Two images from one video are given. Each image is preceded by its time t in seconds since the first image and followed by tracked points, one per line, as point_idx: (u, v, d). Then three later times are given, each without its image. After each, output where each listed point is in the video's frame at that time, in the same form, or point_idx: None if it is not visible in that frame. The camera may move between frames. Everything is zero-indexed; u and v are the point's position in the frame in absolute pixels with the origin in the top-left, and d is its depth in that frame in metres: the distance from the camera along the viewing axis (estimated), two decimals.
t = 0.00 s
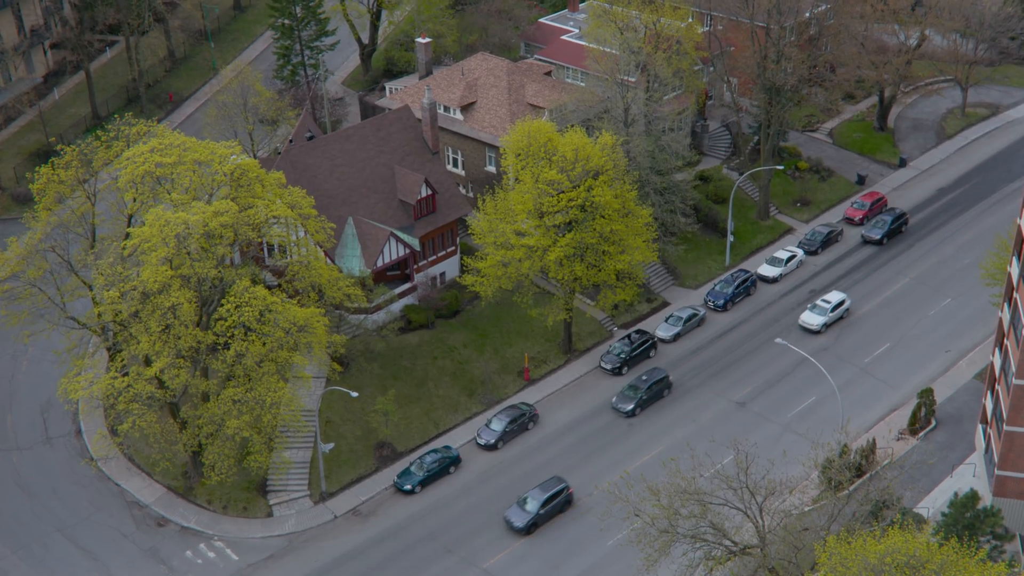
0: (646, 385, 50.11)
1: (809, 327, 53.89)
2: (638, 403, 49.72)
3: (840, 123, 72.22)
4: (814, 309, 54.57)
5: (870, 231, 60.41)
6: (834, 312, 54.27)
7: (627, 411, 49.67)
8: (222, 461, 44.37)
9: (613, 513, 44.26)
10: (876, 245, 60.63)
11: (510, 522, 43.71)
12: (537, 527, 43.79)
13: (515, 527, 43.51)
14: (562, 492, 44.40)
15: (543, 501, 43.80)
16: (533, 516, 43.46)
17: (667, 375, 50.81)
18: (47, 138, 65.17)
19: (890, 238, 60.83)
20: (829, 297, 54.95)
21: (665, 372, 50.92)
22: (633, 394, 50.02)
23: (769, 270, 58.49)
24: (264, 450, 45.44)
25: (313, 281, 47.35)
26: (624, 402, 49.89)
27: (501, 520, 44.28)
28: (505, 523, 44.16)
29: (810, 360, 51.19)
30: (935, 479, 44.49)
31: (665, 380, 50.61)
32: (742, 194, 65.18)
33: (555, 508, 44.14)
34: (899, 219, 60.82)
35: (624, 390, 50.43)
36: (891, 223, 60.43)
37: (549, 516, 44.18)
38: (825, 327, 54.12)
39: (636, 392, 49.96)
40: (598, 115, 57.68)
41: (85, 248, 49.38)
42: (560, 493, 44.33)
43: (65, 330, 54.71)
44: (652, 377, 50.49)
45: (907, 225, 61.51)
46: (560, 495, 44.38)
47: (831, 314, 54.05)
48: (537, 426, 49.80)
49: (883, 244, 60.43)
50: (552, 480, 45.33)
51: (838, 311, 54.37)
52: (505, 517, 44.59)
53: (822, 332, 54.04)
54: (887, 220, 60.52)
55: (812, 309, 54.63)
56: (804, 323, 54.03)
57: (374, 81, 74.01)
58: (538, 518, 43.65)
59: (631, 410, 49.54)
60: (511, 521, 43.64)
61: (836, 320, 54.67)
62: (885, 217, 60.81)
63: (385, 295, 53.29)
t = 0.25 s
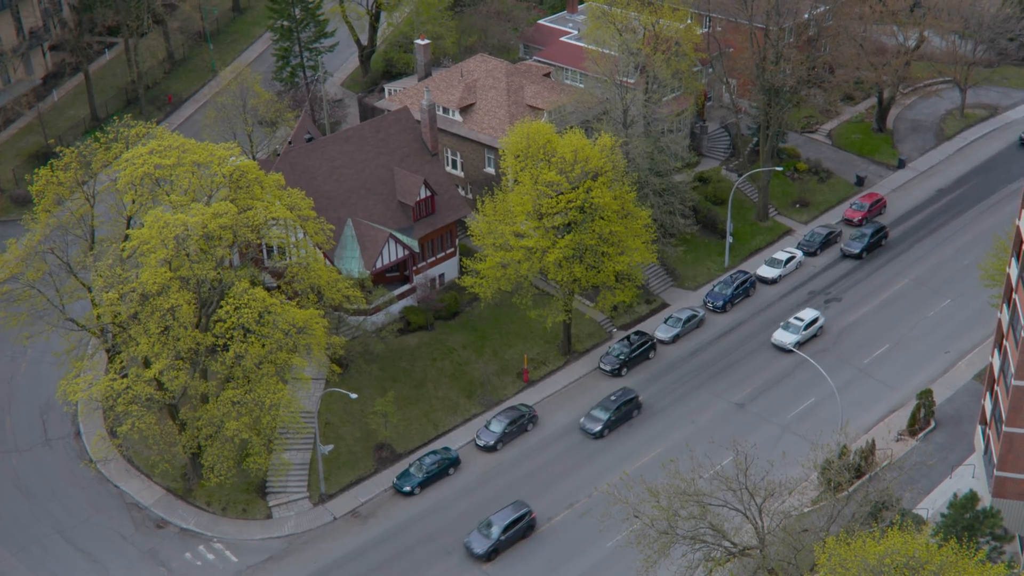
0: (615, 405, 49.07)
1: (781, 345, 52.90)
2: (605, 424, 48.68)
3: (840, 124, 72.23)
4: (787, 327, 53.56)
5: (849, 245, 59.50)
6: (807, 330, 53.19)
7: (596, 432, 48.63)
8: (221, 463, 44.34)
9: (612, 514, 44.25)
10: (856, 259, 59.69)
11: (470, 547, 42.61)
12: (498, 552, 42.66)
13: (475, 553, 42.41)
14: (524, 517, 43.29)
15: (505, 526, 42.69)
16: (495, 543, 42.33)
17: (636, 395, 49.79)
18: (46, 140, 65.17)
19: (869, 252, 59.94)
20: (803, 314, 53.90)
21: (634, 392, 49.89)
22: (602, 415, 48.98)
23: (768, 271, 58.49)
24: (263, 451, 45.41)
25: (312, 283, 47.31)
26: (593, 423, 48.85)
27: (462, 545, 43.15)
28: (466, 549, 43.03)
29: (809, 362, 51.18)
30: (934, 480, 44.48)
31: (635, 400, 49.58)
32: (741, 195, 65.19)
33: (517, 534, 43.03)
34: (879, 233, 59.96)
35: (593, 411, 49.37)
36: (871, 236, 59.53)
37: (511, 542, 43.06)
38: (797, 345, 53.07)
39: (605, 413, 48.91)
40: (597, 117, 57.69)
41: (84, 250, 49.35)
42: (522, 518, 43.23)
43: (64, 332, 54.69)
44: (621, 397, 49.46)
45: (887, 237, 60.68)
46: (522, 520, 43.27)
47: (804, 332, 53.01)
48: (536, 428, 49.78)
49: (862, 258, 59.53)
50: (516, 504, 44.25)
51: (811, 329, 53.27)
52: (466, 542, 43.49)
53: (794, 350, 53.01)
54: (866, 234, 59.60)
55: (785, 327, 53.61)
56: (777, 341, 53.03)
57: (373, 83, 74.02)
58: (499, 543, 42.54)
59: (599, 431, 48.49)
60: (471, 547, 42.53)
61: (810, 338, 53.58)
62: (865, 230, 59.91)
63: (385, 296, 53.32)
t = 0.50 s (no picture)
0: (584, 425, 48.05)
1: (755, 364, 52.05)
2: (573, 445, 47.63)
3: (839, 124, 72.26)
4: (761, 344, 52.70)
5: (829, 258, 58.70)
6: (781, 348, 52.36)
7: (563, 453, 47.56)
8: (221, 463, 44.33)
9: (612, 514, 44.25)
10: (835, 272, 58.86)
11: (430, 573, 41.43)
12: None
13: None
14: (485, 542, 42.14)
15: (466, 551, 41.50)
16: (455, 568, 41.18)
17: (605, 415, 48.80)
18: (45, 141, 65.19)
19: (849, 265, 59.06)
20: (777, 332, 53.17)
21: (602, 412, 48.88)
22: (570, 435, 47.92)
23: (769, 271, 58.51)
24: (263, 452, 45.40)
25: (311, 284, 47.32)
26: (560, 444, 47.77)
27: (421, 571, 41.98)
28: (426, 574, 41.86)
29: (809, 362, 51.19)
30: (934, 480, 44.48)
31: (603, 420, 48.55)
32: (741, 196, 65.23)
33: (478, 559, 41.88)
34: (859, 245, 59.13)
35: (560, 431, 48.31)
36: (851, 249, 58.70)
37: (473, 567, 41.92)
38: (772, 363, 52.22)
39: (572, 433, 47.84)
40: (596, 117, 57.71)
41: (83, 251, 49.34)
42: (483, 543, 42.07)
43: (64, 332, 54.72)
44: (589, 417, 48.44)
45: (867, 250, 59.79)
46: (483, 545, 42.11)
47: (778, 350, 52.13)
48: (536, 428, 49.79)
49: (842, 271, 58.68)
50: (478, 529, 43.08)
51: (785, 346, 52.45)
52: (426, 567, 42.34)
53: (768, 368, 52.16)
54: (846, 248, 58.76)
55: (758, 344, 52.77)
56: (750, 359, 52.16)
57: (373, 83, 74.05)
58: (460, 569, 41.38)
59: (566, 452, 47.43)
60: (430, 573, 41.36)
61: (784, 356, 52.77)
62: (845, 243, 59.11)
63: (385, 297, 53.33)
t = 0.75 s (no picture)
0: (551, 446, 46.99)
1: (728, 382, 50.94)
2: (540, 466, 46.56)
3: (839, 124, 72.27)
4: (734, 362, 51.56)
5: (808, 272, 57.72)
6: (755, 365, 51.24)
7: (530, 475, 46.48)
8: (222, 464, 44.32)
9: (613, 514, 44.25)
10: (814, 286, 57.86)
11: None
12: None
13: None
14: (447, 566, 41.09)
15: None
16: None
17: (574, 435, 47.74)
18: (46, 142, 65.21)
19: (828, 279, 58.09)
20: (751, 348, 51.99)
21: (571, 432, 47.80)
22: (536, 455, 46.88)
23: (769, 271, 58.50)
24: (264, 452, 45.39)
25: (312, 284, 47.32)
26: (526, 465, 46.73)
27: None
28: None
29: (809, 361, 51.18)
30: (935, 479, 44.46)
31: (572, 440, 47.51)
32: (741, 195, 65.24)
33: None
34: (838, 259, 58.14)
35: (527, 452, 47.25)
36: (830, 263, 57.73)
37: None
38: (745, 381, 51.14)
39: (539, 454, 46.79)
40: (597, 117, 57.72)
41: (83, 251, 49.32)
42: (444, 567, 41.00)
43: (64, 333, 54.74)
44: (556, 437, 47.37)
45: (847, 262, 58.83)
46: (445, 570, 41.04)
47: (751, 368, 51.00)
48: (537, 428, 49.78)
49: (821, 285, 57.67)
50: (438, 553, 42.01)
51: (759, 364, 51.34)
52: None
53: (741, 387, 51.05)
54: (825, 261, 57.78)
55: (731, 362, 51.61)
56: (722, 377, 51.04)
57: (373, 83, 74.07)
58: None
59: (532, 473, 46.36)
60: None
61: (757, 373, 51.63)
62: (824, 257, 58.14)
63: (385, 297, 53.37)
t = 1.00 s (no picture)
0: (517, 468, 45.89)
1: (700, 401, 49.90)
2: (505, 488, 45.44)
3: (840, 124, 72.29)
4: (707, 381, 50.51)
5: (787, 286, 56.79)
6: (727, 384, 50.22)
7: (496, 496, 45.35)
8: (222, 464, 44.30)
9: (613, 514, 44.26)
10: (794, 300, 56.91)
11: None
12: None
13: None
14: None
15: None
16: None
17: (541, 456, 46.67)
18: (46, 142, 65.23)
19: (807, 293, 57.14)
20: (724, 366, 50.92)
21: (538, 453, 46.73)
22: (502, 477, 45.76)
23: (770, 271, 58.51)
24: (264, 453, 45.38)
25: (313, 284, 47.33)
26: (492, 487, 45.60)
27: None
28: None
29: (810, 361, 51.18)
30: (935, 479, 44.46)
31: (539, 462, 46.43)
32: (741, 195, 65.27)
33: None
34: (818, 272, 57.17)
35: (493, 473, 46.16)
36: (809, 276, 56.78)
37: None
38: (718, 400, 50.11)
39: (504, 476, 45.68)
40: (597, 117, 57.73)
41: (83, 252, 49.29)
42: None
43: (65, 334, 54.72)
44: (523, 459, 46.29)
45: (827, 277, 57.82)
46: None
47: (723, 387, 49.96)
48: (537, 429, 49.79)
49: (800, 299, 56.71)
50: None
51: (732, 382, 50.33)
52: None
53: (714, 406, 50.03)
54: (805, 274, 56.85)
55: (704, 381, 50.53)
56: (694, 396, 50.01)
57: (373, 84, 74.10)
58: None
59: (497, 495, 45.23)
60: None
61: (730, 392, 50.64)
62: (803, 270, 57.20)
63: (386, 297, 53.37)
